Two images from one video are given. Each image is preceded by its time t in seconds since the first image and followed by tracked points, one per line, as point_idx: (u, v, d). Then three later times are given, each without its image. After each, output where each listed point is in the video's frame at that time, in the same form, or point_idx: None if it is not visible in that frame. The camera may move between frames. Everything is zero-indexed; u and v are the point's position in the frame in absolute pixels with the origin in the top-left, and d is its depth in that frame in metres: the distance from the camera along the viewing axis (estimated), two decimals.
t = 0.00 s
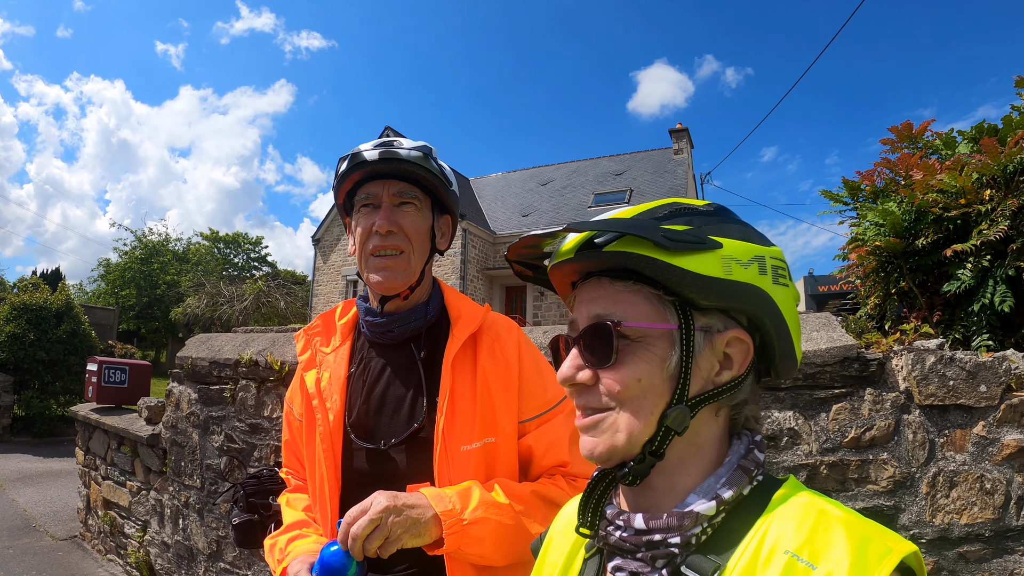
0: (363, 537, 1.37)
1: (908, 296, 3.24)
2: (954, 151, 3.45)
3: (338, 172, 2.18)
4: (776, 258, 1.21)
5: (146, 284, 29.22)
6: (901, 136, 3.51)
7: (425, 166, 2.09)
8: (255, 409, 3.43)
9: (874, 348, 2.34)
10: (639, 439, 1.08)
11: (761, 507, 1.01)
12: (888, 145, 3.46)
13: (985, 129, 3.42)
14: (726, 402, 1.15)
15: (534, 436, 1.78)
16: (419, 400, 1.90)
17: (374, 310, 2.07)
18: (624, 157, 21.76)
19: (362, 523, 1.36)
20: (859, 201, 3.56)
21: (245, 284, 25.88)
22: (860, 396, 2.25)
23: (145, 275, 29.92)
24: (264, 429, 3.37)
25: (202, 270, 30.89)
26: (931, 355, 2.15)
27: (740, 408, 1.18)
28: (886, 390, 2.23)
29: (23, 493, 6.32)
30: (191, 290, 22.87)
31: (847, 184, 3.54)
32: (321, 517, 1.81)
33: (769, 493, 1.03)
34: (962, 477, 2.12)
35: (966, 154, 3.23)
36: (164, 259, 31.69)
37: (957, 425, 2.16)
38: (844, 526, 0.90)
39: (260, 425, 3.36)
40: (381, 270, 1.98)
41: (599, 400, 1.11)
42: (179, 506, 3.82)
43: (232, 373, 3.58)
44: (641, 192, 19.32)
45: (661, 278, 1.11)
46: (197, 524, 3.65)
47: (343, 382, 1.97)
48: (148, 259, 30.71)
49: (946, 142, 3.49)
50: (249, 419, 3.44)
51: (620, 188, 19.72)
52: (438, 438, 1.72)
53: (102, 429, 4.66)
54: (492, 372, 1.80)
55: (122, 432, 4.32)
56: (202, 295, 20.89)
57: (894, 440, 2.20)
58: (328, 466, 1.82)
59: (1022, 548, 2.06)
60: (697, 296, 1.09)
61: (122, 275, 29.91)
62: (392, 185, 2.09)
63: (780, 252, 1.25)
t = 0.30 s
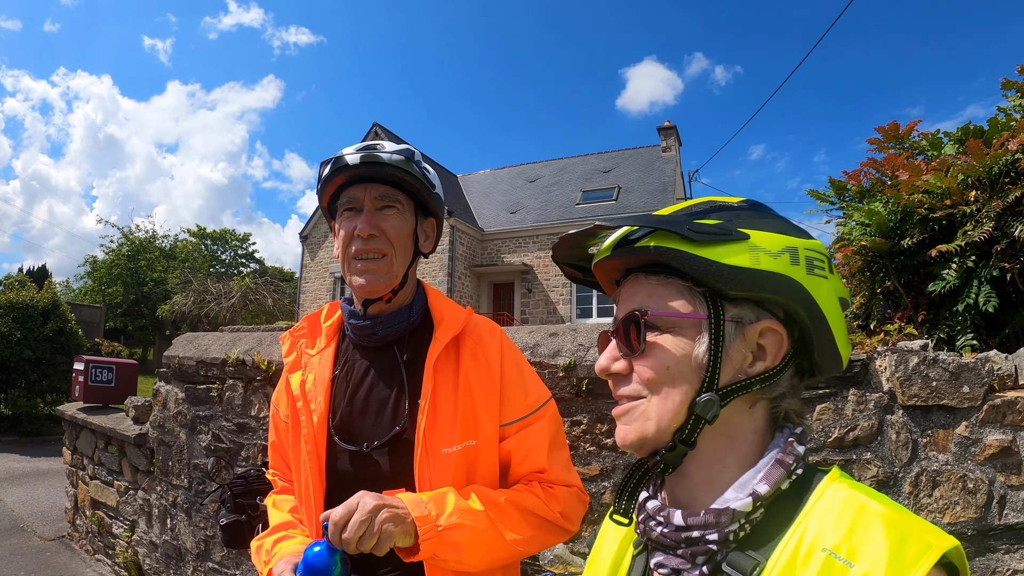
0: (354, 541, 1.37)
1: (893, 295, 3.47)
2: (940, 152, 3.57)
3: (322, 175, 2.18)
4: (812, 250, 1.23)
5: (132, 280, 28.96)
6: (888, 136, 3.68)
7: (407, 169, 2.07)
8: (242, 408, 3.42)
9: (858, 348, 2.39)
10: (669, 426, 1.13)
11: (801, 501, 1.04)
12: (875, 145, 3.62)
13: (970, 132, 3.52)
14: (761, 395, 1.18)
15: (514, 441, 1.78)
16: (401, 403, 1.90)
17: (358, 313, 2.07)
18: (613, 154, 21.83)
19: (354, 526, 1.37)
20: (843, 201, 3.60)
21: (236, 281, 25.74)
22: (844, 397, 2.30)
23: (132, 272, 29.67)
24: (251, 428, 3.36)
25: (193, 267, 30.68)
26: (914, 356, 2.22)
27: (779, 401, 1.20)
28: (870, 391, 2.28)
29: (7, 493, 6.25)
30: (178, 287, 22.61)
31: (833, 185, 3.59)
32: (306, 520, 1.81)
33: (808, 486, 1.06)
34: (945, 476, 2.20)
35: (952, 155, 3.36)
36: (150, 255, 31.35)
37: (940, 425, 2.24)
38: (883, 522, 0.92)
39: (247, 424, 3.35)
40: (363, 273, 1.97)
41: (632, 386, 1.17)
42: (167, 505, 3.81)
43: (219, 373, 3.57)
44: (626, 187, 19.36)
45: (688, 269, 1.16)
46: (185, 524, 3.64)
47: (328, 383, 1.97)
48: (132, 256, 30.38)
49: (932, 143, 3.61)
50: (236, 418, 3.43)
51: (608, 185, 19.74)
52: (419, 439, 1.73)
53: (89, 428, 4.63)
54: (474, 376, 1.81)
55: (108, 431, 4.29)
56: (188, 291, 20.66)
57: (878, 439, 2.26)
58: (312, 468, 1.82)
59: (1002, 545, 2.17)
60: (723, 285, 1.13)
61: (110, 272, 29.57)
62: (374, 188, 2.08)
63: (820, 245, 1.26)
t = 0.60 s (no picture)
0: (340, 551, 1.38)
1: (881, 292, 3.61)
2: (925, 149, 3.66)
3: (303, 174, 2.15)
4: (855, 235, 1.21)
5: (119, 280, 28.72)
6: (874, 133, 3.77)
7: (388, 168, 2.05)
8: (228, 408, 3.40)
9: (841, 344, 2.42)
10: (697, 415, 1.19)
11: (832, 501, 1.06)
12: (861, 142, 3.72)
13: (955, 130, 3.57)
14: (792, 386, 1.19)
15: (498, 439, 1.78)
16: (386, 401, 1.90)
17: (342, 312, 2.07)
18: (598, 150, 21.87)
19: (343, 539, 1.38)
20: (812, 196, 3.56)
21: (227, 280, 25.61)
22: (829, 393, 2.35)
23: (121, 271, 29.42)
24: (238, 428, 3.34)
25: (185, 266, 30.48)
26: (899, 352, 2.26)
27: (813, 395, 1.20)
28: (855, 387, 2.31)
29: None
30: (166, 286, 22.41)
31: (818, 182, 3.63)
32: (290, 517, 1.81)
33: (841, 486, 1.08)
34: (929, 471, 2.24)
35: (937, 153, 3.43)
36: (138, 254, 31.07)
37: (924, 420, 2.28)
38: (912, 524, 0.93)
39: (234, 424, 3.33)
40: (347, 273, 1.96)
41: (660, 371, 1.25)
42: (155, 506, 3.78)
43: (205, 372, 3.55)
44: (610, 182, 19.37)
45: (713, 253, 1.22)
46: (173, 524, 3.62)
47: (312, 382, 1.97)
48: (119, 255, 30.08)
49: (917, 140, 3.70)
50: (223, 418, 3.41)
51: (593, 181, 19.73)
52: (404, 438, 1.72)
53: (76, 429, 4.60)
54: (458, 374, 1.81)
55: (95, 432, 4.26)
56: (176, 290, 20.46)
57: (862, 436, 2.28)
58: (297, 467, 1.82)
59: (987, 539, 2.22)
60: (745, 270, 1.17)
61: (98, 271, 29.29)
62: (355, 188, 2.06)
63: (868, 230, 1.23)
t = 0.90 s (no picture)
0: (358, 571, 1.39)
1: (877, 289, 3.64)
2: (919, 147, 3.69)
3: (302, 169, 2.14)
4: (861, 231, 1.20)
5: (112, 280, 28.60)
6: (869, 131, 3.78)
7: (388, 163, 2.04)
8: (223, 407, 3.38)
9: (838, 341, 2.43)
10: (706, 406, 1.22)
11: (840, 491, 1.07)
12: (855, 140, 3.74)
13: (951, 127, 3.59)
14: (797, 380, 1.19)
15: (504, 438, 1.79)
16: (387, 400, 1.89)
17: (340, 309, 2.05)
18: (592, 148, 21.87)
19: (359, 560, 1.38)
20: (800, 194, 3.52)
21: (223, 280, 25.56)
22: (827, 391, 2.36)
23: (115, 271, 29.29)
24: (232, 427, 3.33)
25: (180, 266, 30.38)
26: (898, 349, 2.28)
27: (819, 391, 1.19)
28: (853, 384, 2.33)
29: None
30: (159, 285, 22.29)
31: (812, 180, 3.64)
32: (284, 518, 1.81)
33: (848, 477, 1.08)
34: (927, 468, 2.26)
35: (932, 150, 3.45)
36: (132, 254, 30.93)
37: (922, 417, 2.29)
38: (916, 512, 0.93)
39: (228, 424, 3.31)
40: (348, 269, 1.95)
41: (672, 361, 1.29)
42: (150, 506, 3.76)
43: (200, 371, 3.54)
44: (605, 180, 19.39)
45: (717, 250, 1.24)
46: (167, 525, 3.60)
47: (309, 381, 1.96)
48: (113, 254, 29.93)
49: (912, 138, 3.72)
50: (217, 417, 3.40)
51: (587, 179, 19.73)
52: (406, 438, 1.71)
53: (69, 429, 4.58)
54: (460, 374, 1.80)
55: (89, 432, 4.24)
56: (169, 289, 20.35)
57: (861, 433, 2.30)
58: (292, 467, 1.82)
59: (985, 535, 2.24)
60: (749, 267, 1.18)
61: (93, 271, 29.18)
62: (356, 183, 2.05)
63: (876, 226, 1.22)
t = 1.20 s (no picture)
0: None
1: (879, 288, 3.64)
2: (923, 145, 3.68)
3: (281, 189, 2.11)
4: (857, 249, 1.18)
5: (110, 278, 28.57)
6: (871, 129, 3.77)
7: (356, 181, 1.94)
8: (220, 409, 3.37)
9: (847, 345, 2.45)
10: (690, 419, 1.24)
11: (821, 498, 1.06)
12: (858, 138, 3.72)
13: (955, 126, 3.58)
14: (785, 393, 1.18)
15: (514, 448, 1.80)
16: (391, 411, 1.88)
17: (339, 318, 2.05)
18: (591, 146, 21.84)
19: None
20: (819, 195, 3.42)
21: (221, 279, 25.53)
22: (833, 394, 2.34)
23: (113, 269, 29.24)
24: (229, 429, 3.32)
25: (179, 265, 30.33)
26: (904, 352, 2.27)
27: (806, 403, 1.17)
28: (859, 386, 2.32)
29: None
30: (157, 284, 22.22)
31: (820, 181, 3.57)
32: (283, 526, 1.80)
33: (830, 484, 1.08)
34: (934, 472, 2.26)
35: (937, 149, 3.44)
36: (130, 252, 30.84)
37: (929, 420, 2.28)
38: (891, 521, 0.93)
39: (225, 426, 3.30)
40: (336, 293, 1.95)
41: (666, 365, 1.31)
42: (147, 508, 3.75)
43: (196, 373, 3.53)
44: (604, 177, 19.37)
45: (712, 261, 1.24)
46: (166, 527, 3.59)
47: (311, 389, 1.96)
48: (111, 253, 29.85)
49: (915, 136, 3.72)
50: (215, 419, 3.38)
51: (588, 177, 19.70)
52: (414, 451, 1.71)
53: (66, 430, 4.56)
54: (469, 383, 1.80)
55: (86, 434, 4.23)
56: (166, 288, 20.29)
57: (867, 436, 2.30)
58: (294, 478, 1.81)
59: (991, 539, 2.24)
60: (742, 279, 1.18)
61: (90, 270, 29.11)
62: (329, 205, 1.99)
63: (875, 244, 1.20)
